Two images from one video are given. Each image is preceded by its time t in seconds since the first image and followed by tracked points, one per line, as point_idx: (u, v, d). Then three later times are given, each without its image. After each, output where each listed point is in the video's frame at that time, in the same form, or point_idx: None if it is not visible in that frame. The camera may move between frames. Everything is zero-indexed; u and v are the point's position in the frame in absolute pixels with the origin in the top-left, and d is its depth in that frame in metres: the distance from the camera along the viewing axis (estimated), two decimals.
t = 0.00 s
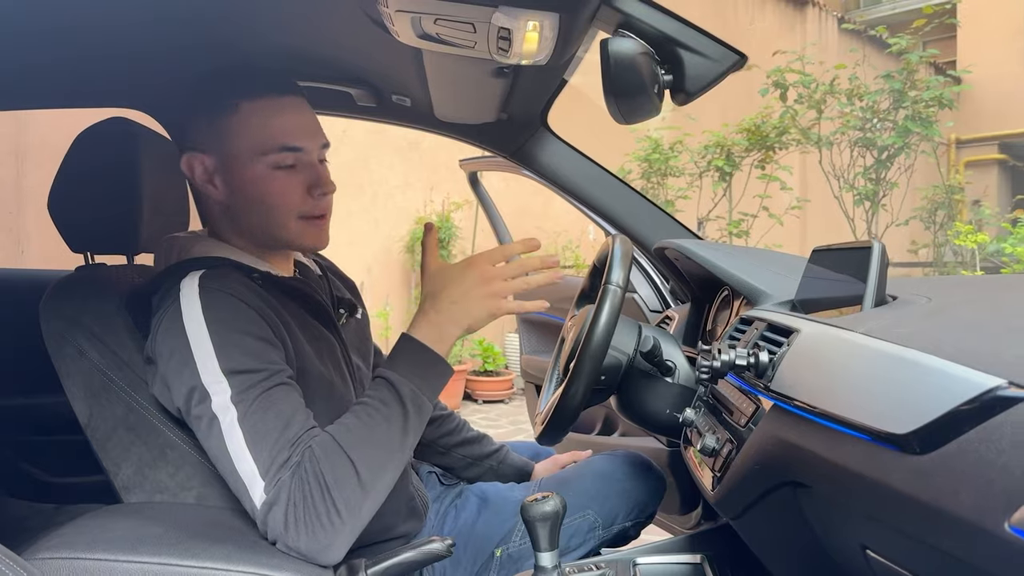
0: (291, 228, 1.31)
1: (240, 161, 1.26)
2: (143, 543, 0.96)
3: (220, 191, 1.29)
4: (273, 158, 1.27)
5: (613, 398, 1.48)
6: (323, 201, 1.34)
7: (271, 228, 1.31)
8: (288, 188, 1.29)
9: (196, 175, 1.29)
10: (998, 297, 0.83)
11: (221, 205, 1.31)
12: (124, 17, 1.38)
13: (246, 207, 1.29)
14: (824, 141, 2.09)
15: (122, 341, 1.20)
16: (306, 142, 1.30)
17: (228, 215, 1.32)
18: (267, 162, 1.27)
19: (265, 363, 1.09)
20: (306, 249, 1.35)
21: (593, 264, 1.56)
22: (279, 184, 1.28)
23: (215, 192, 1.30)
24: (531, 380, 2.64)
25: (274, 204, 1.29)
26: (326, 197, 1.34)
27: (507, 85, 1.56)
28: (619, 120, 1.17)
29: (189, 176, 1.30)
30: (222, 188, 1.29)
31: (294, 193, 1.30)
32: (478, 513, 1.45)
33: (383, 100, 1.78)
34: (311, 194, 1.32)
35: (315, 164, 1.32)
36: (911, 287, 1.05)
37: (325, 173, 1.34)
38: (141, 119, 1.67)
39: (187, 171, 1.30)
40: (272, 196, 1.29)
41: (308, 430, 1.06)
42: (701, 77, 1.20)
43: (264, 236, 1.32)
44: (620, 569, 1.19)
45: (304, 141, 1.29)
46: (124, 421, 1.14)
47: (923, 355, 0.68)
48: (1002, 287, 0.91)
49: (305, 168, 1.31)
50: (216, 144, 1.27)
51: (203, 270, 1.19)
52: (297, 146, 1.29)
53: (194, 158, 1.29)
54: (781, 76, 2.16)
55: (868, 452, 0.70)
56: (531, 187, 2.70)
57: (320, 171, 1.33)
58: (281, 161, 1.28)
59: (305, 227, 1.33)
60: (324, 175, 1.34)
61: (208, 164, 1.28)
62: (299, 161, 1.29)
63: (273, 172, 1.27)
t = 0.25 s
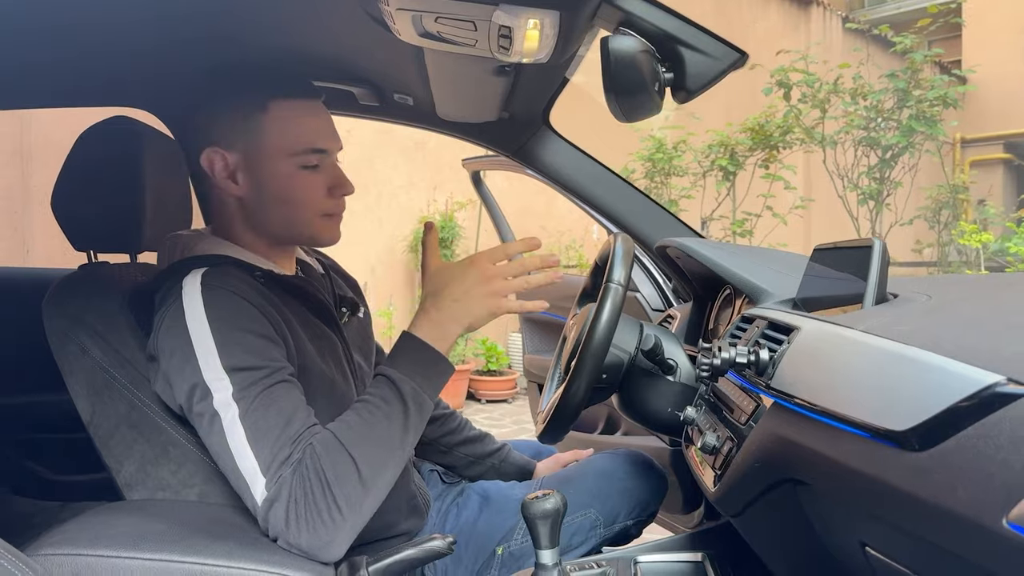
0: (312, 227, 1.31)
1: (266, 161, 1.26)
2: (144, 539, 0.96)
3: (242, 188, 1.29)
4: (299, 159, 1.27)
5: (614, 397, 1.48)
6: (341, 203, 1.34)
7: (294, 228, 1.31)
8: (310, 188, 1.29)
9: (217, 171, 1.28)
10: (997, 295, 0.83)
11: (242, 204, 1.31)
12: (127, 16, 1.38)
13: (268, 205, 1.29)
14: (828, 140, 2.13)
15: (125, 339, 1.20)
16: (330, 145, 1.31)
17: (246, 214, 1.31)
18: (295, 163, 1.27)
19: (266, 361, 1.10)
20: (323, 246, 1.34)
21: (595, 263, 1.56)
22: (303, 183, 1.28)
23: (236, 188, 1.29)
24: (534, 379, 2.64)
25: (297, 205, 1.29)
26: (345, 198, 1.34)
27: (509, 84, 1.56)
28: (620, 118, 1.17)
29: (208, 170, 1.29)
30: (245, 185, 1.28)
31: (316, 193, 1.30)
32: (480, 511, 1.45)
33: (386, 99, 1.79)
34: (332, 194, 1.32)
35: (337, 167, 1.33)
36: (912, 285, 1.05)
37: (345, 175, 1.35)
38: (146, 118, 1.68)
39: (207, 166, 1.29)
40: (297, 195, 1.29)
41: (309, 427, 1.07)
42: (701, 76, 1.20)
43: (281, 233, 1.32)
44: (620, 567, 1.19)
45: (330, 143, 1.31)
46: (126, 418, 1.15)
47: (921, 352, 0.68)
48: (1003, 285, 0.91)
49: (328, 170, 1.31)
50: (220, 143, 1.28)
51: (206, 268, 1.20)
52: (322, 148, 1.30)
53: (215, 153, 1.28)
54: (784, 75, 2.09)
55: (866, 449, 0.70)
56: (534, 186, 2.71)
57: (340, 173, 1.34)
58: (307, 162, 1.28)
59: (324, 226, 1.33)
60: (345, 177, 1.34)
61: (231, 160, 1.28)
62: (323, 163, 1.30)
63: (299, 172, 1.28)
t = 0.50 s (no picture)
0: (333, 223, 1.37)
1: (318, 160, 1.31)
2: (146, 537, 0.97)
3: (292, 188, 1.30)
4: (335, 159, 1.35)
5: (614, 396, 1.48)
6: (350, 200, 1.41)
7: (322, 223, 1.35)
8: (337, 185, 1.35)
9: (275, 168, 1.28)
10: (993, 294, 0.83)
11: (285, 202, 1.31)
12: (131, 18, 1.40)
13: (303, 203, 1.32)
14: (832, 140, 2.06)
15: (127, 338, 1.21)
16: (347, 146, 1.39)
17: (285, 213, 1.32)
18: (331, 161, 1.34)
19: (265, 360, 1.10)
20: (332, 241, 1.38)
21: (596, 263, 1.57)
22: (331, 181, 1.34)
23: (286, 188, 1.29)
24: (536, 379, 2.64)
25: (329, 202, 1.35)
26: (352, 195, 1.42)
27: (510, 84, 1.57)
28: (618, 117, 1.17)
29: (257, 168, 1.27)
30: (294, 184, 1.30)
31: (339, 190, 1.36)
32: (480, 510, 1.45)
33: (387, 99, 1.80)
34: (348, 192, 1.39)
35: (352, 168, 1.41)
36: (910, 284, 1.06)
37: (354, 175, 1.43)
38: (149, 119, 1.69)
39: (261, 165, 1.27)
40: (326, 193, 1.34)
41: (308, 426, 1.07)
42: (700, 75, 1.20)
43: (303, 228, 1.35)
44: (620, 566, 1.20)
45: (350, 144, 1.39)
46: (128, 417, 1.15)
47: (914, 350, 0.68)
48: (1000, 284, 0.91)
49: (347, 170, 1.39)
50: (222, 144, 1.29)
51: (204, 269, 1.20)
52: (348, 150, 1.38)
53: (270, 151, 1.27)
54: (786, 74, 2.14)
55: (860, 447, 0.71)
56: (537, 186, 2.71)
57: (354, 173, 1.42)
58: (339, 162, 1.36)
59: (337, 222, 1.38)
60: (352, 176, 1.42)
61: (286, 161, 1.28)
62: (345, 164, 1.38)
63: (333, 171, 1.34)
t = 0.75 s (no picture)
0: (340, 221, 1.39)
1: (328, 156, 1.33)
2: (148, 535, 0.98)
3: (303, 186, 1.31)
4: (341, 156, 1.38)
5: (615, 395, 1.49)
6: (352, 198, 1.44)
7: (330, 221, 1.37)
8: (342, 183, 1.38)
9: (286, 165, 1.29)
10: (991, 294, 0.83)
11: (296, 199, 1.32)
12: (136, 20, 1.41)
13: (316, 200, 1.34)
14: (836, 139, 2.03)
15: (130, 337, 1.22)
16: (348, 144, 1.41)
17: (295, 211, 1.33)
18: (339, 159, 1.36)
19: (266, 360, 1.11)
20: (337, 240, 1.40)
21: (597, 262, 1.57)
22: (338, 179, 1.37)
23: (298, 186, 1.31)
24: (540, 378, 2.65)
25: (337, 199, 1.37)
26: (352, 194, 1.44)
27: (511, 85, 1.58)
28: (619, 118, 1.18)
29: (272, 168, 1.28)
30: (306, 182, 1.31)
31: (344, 188, 1.38)
32: (482, 509, 1.45)
33: (389, 100, 1.81)
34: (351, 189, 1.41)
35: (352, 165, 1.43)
36: (910, 284, 1.06)
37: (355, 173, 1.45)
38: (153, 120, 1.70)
39: (274, 164, 1.28)
40: (335, 190, 1.36)
41: (308, 425, 1.08)
42: (699, 75, 1.21)
43: (312, 226, 1.36)
44: (620, 564, 1.20)
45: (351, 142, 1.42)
46: (132, 416, 1.16)
47: (909, 350, 0.69)
48: (999, 284, 0.91)
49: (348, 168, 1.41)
50: (224, 144, 1.30)
51: (206, 268, 1.21)
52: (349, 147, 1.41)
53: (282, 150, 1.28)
54: (791, 74, 2.19)
55: (856, 446, 0.71)
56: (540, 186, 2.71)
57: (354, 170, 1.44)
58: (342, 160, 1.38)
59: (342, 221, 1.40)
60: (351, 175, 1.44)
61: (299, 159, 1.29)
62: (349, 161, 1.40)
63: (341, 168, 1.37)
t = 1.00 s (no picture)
0: (335, 221, 1.36)
1: (313, 152, 1.31)
2: (149, 533, 0.98)
3: (281, 182, 1.30)
4: (336, 156, 1.34)
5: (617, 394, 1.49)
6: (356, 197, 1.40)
7: (323, 219, 1.35)
8: (336, 181, 1.34)
9: (258, 162, 1.28)
10: (991, 292, 0.83)
11: (274, 195, 1.31)
12: (137, 21, 1.42)
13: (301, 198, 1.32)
14: (842, 139, 2.11)
15: (133, 336, 1.23)
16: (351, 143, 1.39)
17: (278, 209, 1.33)
18: (332, 159, 1.33)
19: (268, 358, 1.11)
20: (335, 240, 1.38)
21: (598, 261, 1.57)
22: (331, 179, 1.34)
23: (275, 183, 1.30)
24: (543, 378, 2.65)
25: (330, 197, 1.34)
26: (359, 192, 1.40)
27: (513, 84, 1.58)
28: (620, 118, 1.19)
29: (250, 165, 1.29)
30: (284, 179, 1.30)
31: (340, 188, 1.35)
32: (484, 507, 1.45)
33: (392, 99, 1.82)
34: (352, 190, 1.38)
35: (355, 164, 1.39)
36: (911, 282, 1.06)
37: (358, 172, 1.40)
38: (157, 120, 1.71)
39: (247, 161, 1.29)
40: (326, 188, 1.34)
41: (307, 423, 1.08)
42: (699, 73, 1.21)
43: (302, 225, 1.35)
44: (621, 563, 1.20)
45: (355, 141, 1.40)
46: (134, 414, 1.17)
47: (908, 348, 0.69)
48: (999, 283, 0.91)
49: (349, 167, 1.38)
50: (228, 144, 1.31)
51: (209, 267, 1.21)
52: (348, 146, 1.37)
53: (258, 147, 1.28)
54: (797, 73, 2.12)
55: (855, 445, 0.71)
56: (544, 186, 2.71)
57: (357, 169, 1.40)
58: (339, 159, 1.35)
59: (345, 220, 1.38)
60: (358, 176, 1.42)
61: (273, 155, 1.28)
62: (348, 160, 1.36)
63: (333, 169, 1.34)
